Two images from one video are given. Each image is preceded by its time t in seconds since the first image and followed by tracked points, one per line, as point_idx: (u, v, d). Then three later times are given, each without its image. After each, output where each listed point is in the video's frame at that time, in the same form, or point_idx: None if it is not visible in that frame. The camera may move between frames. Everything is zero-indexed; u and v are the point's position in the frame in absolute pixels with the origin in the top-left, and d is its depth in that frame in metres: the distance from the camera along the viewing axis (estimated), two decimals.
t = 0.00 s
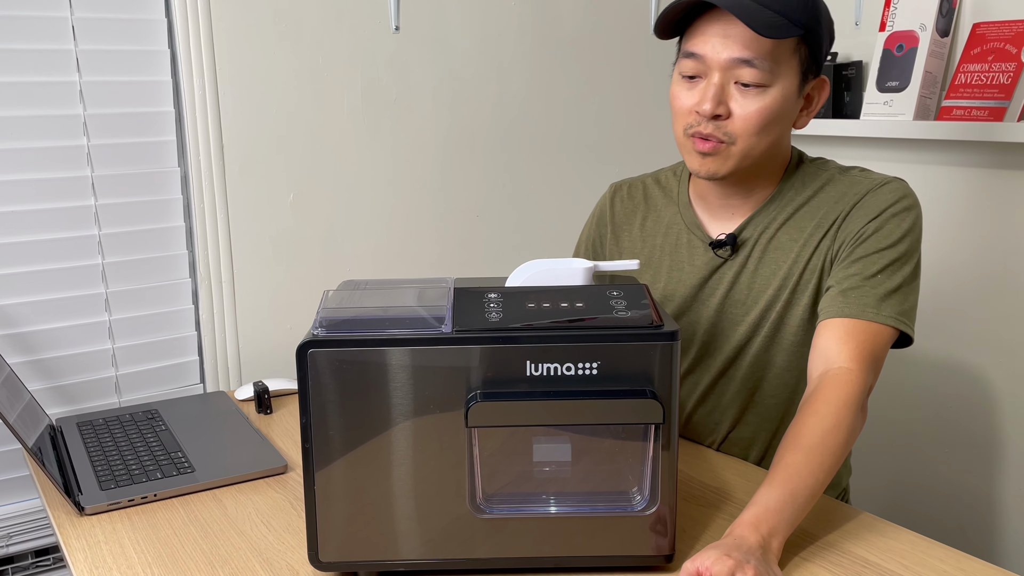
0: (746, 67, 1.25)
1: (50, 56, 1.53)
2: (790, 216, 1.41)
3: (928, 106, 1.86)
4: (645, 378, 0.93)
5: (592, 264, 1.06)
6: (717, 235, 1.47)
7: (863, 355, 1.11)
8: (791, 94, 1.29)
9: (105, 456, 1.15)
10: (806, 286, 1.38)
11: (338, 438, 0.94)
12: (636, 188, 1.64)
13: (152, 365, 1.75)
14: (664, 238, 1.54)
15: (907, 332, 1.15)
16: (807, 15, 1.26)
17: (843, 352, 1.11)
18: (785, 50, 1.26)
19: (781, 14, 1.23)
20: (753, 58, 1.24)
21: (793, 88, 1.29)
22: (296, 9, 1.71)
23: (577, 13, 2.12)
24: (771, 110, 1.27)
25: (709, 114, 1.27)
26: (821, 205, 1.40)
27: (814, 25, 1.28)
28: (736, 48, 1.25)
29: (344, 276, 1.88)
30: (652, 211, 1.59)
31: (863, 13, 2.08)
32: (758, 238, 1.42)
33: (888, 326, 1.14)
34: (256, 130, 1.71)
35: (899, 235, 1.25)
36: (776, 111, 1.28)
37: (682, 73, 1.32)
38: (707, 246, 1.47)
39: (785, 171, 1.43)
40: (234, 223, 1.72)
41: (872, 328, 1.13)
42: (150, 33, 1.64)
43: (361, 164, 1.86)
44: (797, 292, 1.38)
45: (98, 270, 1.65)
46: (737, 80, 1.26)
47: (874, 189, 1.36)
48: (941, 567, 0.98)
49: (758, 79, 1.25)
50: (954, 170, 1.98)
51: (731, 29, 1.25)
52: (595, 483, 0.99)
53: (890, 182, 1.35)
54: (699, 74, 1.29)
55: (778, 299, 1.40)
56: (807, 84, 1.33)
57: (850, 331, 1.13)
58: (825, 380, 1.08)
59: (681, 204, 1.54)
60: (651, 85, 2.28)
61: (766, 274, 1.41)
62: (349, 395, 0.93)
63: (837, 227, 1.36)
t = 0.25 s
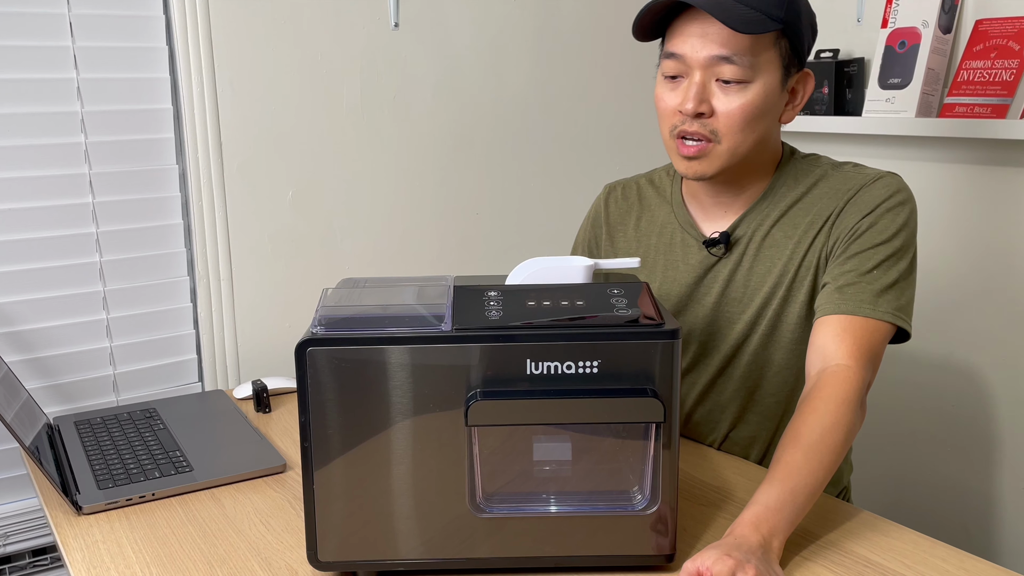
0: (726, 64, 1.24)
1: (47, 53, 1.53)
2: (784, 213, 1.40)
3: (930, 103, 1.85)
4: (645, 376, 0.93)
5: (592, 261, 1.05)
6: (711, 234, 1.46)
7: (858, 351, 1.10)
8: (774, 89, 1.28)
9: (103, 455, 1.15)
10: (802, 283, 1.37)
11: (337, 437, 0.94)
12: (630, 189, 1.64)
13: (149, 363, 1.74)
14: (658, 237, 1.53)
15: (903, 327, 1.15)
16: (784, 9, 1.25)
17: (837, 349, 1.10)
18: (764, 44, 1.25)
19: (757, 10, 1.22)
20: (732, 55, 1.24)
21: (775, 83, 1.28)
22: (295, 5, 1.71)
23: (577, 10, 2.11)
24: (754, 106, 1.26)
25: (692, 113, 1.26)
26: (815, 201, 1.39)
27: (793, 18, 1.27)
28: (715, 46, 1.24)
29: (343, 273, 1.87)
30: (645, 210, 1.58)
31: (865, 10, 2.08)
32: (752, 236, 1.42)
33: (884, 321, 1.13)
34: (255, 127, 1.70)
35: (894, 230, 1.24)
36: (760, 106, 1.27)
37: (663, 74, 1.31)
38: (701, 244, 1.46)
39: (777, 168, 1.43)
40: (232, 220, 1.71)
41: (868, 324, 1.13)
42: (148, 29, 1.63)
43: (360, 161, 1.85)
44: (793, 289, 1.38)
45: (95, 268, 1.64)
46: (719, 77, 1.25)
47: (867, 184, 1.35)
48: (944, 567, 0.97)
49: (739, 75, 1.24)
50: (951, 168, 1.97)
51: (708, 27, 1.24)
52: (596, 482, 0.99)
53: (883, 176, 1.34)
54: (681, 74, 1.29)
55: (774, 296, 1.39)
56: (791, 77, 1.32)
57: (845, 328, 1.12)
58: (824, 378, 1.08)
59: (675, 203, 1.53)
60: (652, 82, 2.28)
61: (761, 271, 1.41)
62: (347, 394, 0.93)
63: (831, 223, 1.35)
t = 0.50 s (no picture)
0: (721, 56, 1.24)
1: (44, 49, 1.52)
2: (783, 209, 1.39)
3: (933, 100, 1.84)
4: (646, 374, 0.92)
5: (593, 259, 1.04)
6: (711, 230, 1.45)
7: (859, 348, 1.09)
8: (770, 81, 1.27)
9: (100, 454, 1.14)
10: (802, 280, 1.36)
11: (335, 436, 0.93)
12: (630, 185, 1.63)
13: (147, 361, 1.73)
14: (658, 233, 1.53)
15: (904, 324, 1.14)
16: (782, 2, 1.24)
17: (837, 346, 1.10)
18: (760, 36, 1.24)
19: (753, 2, 1.21)
20: (727, 47, 1.23)
21: (772, 75, 1.27)
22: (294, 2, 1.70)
23: (577, 6, 2.10)
24: (750, 98, 1.25)
25: (687, 105, 1.26)
26: (814, 197, 1.38)
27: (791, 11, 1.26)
28: (710, 38, 1.23)
29: (342, 271, 1.86)
30: (646, 207, 1.57)
31: (867, 6, 2.07)
32: (751, 232, 1.41)
33: (885, 318, 1.12)
34: (253, 124, 1.70)
35: (894, 226, 1.24)
36: (756, 98, 1.26)
37: (660, 66, 1.31)
38: (700, 240, 1.46)
39: (776, 163, 1.42)
40: (230, 218, 1.70)
41: (869, 321, 1.12)
42: (146, 25, 1.62)
43: (359, 158, 1.84)
44: (793, 285, 1.37)
45: (93, 265, 1.63)
46: (714, 69, 1.25)
47: (867, 179, 1.34)
48: (947, 567, 0.97)
49: (734, 68, 1.24)
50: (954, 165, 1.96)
51: (703, 19, 1.23)
52: (596, 481, 0.98)
53: (883, 172, 1.33)
54: (677, 66, 1.28)
55: (774, 293, 1.38)
56: (789, 70, 1.31)
57: (845, 325, 1.11)
58: (824, 375, 1.07)
59: (675, 200, 1.52)
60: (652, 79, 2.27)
61: (760, 267, 1.40)
62: (346, 392, 0.92)
63: (831, 219, 1.34)
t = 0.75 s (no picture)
0: (726, 50, 1.23)
1: (39, 44, 1.51)
2: (788, 206, 1.38)
3: (936, 96, 1.83)
4: (648, 372, 0.91)
5: (593, 256, 1.03)
6: (715, 225, 1.45)
7: (864, 347, 1.08)
8: (776, 77, 1.26)
9: (97, 453, 1.13)
10: (806, 277, 1.35)
11: (334, 434, 0.92)
12: (637, 177, 1.62)
13: (144, 360, 1.72)
14: (663, 226, 1.52)
15: (907, 323, 1.13)
16: None
17: (842, 344, 1.09)
18: (766, 31, 1.23)
19: None
20: (732, 41, 1.22)
21: (777, 71, 1.26)
22: None
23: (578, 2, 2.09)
24: (753, 93, 1.25)
25: (690, 98, 1.25)
26: (820, 193, 1.37)
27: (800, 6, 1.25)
28: (715, 31, 1.22)
29: (341, 269, 1.86)
30: (651, 199, 1.56)
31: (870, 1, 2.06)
32: (755, 228, 1.40)
33: (888, 317, 1.12)
34: (251, 119, 1.69)
35: (900, 225, 1.23)
36: (759, 93, 1.25)
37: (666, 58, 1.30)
38: (704, 235, 1.45)
39: (781, 160, 1.41)
40: (227, 215, 1.69)
41: (873, 320, 1.11)
42: (142, 21, 1.61)
43: (357, 155, 1.83)
44: (797, 283, 1.36)
45: (89, 263, 1.62)
46: (718, 63, 1.24)
47: (873, 177, 1.33)
48: (950, 566, 0.96)
49: (738, 62, 1.23)
50: (959, 162, 1.95)
51: (710, 12, 1.22)
52: (597, 480, 0.97)
53: (889, 170, 1.32)
54: (682, 58, 1.27)
55: (777, 290, 1.38)
56: (795, 66, 1.30)
57: (850, 324, 1.11)
58: (826, 373, 1.06)
59: (680, 192, 1.51)
60: (653, 75, 2.26)
61: (764, 264, 1.39)
62: (345, 390, 0.91)
63: (836, 217, 1.33)
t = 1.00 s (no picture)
0: (733, 43, 1.22)
1: (35, 39, 1.50)
2: (793, 202, 1.37)
3: (940, 91, 1.82)
4: (649, 369, 0.90)
5: (594, 253, 1.02)
6: (722, 219, 1.43)
7: (870, 346, 1.07)
8: (782, 71, 1.25)
9: (93, 451, 1.12)
10: (810, 275, 1.34)
11: (333, 431, 0.91)
12: (645, 164, 1.59)
13: (141, 357, 1.71)
14: (671, 219, 1.50)
15: (912, 322, 1.12)
16: None
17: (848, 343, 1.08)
18: (774, 25, 1.22)
19: None
20: (740, 34, 1.21)
21: (784, 65, 1.25)
22: None
23: None
24: (760, 87, 1.24)
25: (696, 91, 1.24)
26: (825, 190, 1.36)
27: None
28: (722, 24, 1.21)
29: (339, 266, 1.85)
30: (660, 190, 1.54)
31: None
32: (760, 225, 1.39)
33: (893, 315, 1.11)
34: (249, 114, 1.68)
35: (905, 222, 1.22)
36: (766, 88, 1.24)
37: (672, 51, 1.29)
38: (709, 229, 1.44)
39: (786, 156, 1.40)
40: (225, 211, 1.68)
41: (878, 318, 1.10)
42: (139, 15, 1.60)
43: (356, 150, 1.82)
44: (801, 281, 1.35)
45: (86, 259, 1.61)
46: (724, 56, 1.23)
47: (879, 174, 1.32)
48: (954, 566, 0.95)
49: (745, 56, 1.22)
50: (957, 159, 1.94)
51: (717, 5, 1.21)
52: (598, 478, 0.96)
53: (896, 167, 1.31)
54: (688, 51, 1.26)
55: (781, 288, 1.37)
56: (802, 61, 1.29)
57: (856, 321, 1.10)
58: (830, 372, 1.05)
59: (687, 185, 1.49)
60: (654, 71, 2.24)
61: (768, 262, 1.38)
62: (343, 388, 0.90)
63: (842, 214, 1.32)
